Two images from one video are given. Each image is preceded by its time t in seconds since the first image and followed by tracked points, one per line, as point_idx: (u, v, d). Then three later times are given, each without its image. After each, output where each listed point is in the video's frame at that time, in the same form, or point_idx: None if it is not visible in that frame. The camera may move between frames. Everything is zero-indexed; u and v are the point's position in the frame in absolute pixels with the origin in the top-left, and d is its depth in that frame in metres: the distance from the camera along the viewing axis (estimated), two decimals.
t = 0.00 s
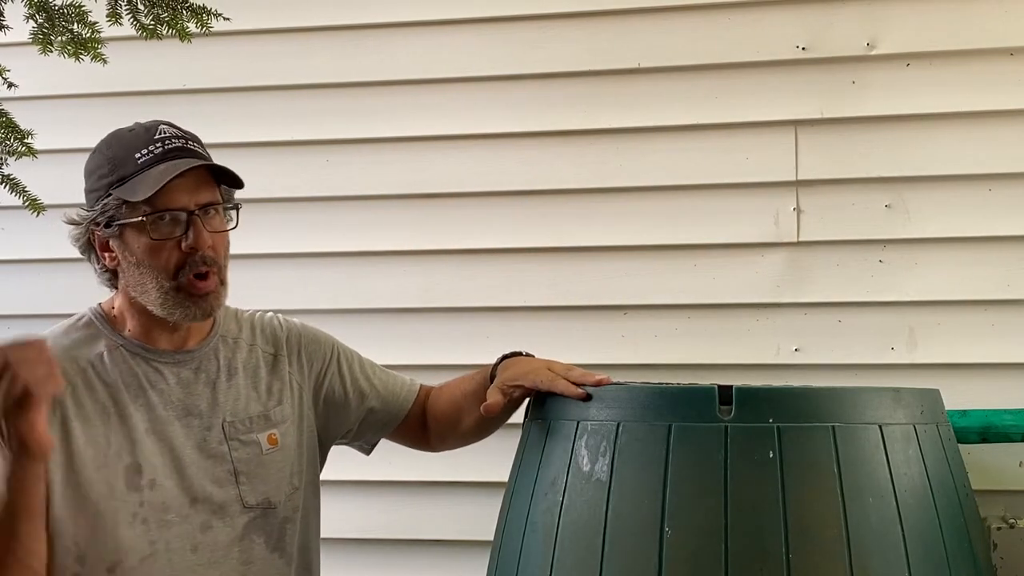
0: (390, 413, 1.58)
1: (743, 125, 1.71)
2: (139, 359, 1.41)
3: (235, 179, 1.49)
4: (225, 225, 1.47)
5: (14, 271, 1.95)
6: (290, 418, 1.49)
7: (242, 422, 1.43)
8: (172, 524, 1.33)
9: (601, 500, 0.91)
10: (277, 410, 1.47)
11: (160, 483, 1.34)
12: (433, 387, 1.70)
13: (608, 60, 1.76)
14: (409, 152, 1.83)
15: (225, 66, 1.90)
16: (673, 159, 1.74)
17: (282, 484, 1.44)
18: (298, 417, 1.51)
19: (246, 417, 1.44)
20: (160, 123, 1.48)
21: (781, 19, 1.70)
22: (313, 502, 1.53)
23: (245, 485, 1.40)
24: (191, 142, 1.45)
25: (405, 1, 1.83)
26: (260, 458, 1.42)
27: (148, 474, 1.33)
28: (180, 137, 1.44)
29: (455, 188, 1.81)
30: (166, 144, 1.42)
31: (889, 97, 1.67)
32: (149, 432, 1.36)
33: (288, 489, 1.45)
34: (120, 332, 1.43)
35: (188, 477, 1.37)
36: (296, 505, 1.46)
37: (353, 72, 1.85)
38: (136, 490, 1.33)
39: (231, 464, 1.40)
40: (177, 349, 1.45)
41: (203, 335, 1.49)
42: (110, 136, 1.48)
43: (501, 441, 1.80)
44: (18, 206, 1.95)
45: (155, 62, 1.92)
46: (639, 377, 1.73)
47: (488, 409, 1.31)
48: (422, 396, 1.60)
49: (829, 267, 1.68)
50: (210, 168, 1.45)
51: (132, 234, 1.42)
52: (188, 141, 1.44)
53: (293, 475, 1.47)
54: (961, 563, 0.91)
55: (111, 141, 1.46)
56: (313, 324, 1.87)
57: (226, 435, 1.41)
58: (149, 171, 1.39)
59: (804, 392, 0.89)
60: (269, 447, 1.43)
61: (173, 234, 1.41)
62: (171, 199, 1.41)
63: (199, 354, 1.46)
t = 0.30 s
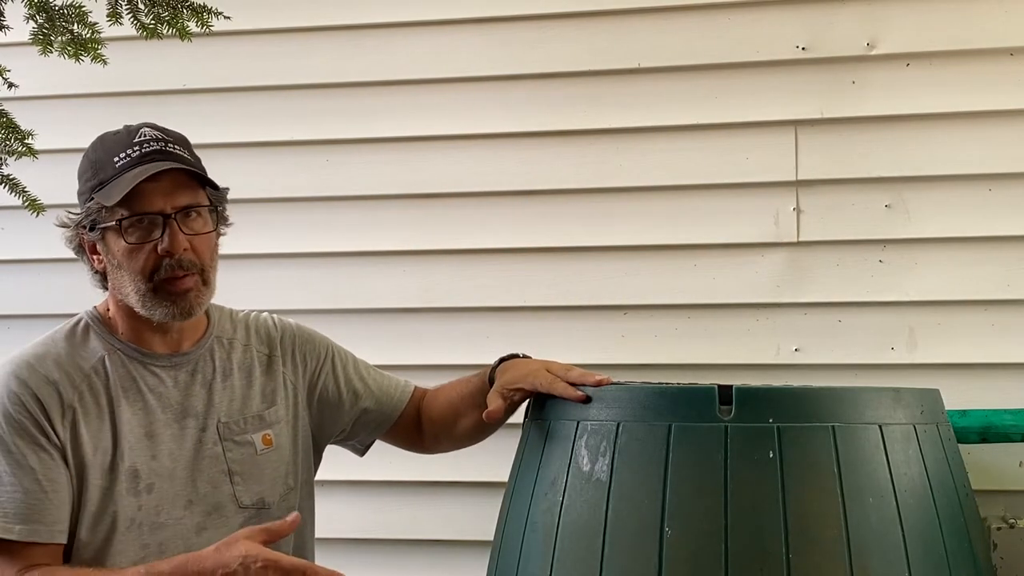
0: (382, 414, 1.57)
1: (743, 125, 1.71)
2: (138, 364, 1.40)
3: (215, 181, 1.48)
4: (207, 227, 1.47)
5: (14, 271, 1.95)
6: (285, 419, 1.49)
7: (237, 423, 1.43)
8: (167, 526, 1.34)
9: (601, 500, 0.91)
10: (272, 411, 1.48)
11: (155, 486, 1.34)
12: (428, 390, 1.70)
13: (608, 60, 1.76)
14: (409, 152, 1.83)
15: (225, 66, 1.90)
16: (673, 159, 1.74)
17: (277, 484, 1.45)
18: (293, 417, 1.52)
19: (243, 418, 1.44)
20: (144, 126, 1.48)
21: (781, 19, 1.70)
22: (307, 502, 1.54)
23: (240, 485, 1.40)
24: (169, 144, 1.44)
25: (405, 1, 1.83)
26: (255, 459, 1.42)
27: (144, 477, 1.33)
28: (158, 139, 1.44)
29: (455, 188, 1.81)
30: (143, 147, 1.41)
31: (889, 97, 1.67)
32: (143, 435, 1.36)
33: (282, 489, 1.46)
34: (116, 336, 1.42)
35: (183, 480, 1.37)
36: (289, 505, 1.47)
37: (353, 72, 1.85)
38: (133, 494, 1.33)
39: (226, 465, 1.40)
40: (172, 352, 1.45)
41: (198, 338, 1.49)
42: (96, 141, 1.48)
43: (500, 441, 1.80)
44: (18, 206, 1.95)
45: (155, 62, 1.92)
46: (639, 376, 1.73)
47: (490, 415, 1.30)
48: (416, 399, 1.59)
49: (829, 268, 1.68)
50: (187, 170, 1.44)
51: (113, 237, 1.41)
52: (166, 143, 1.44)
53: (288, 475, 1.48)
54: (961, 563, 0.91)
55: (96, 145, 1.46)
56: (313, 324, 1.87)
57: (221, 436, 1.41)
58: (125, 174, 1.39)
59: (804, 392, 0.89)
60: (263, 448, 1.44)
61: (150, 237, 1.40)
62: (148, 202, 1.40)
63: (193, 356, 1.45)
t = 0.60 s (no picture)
0: (382, 416, 1.57)
1: (743, 125, 1.71)
2: (138, 366, 1.40)
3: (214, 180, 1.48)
4: (207, 226, 1.47)
5: (14, 270, 1.95)
6: (285, 421, 1.49)
7: (237, 425, 1.43)
8: (166, 528, 1.34)
9: (601, 501, 0.91)
10: (272, 413, 1.48)
11: (154, 489, 1.34)
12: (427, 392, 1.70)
13: (608, 60, 1.76)
14: (409, 152, 1.83)
15: (225, 66, 1.90)
16: (673, 159, 1.74)
17: (277, 487, 1.45)
18: (293, 419, 1.52)
19: (243, 420, 1.44)
20: (141, 127, 1.48)
21: (781, 19, 1.70)
22: (308, 505, 1.54)
23: (240, 487, 1.41)
24: (169, 144, 1.44)
25: (406, 1, 1.83)
26: (255, 461, 1.42)
27: (143, 480, 1.34)
28: (157, 140, 1.44)
29: (455, 188, 1.81)
30: (143, 147, 1.41)
31: (888, 97, 1.67)
32: (142, 437, 1.36)
33: (282, 491, 1.46)
34: (117, 337, 1.42)
35: (184, 483, 1.37)
36: (290, 508, 1.47)
37: (353, 72, 1.85)
38: (132, 496, 1.33)
39: (225, 467, 1.40)
40: (172, 353, 1.45)
41: (198, 339, 1.49)
42: (95, 143, 1.48)
43: (500, 441, 1.80)
44: (17, 207, 1.95)
45: (155, 63, 1.92)
46: (639, 376, 1.73)
47: (491, 413, 1.30)
48: (416, 401, 1.59)
49: (829, 268, 1.68)
50: (187, 170, 1.44)
51: (113, 238, 1.41)
52: (165, 143, 1.44)
53: (288, 477, 1.47)
54: (961, 563, 0.91)
55: (95, 147, 1.46)
56: (313, 324, 1.87)
57: (221, 438, 1.41)
58: (125, 174, 1.39)
59: (804, 392, 0.89)
60: (263, 450, 1.44)
61: (151, 237, 1.40)
62: (148, 202, 1.40)
63: (193, 358, 1.45)
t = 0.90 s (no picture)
0: (382, 417, 1.57)
1: (743, 125, 1.71)
2: (138, 367, 1.40)
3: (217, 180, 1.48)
4: (210, 227, 1.46)
5: (14, 271, 1.96)
6: (285, 421, 1.49)
7: (237, 426, 1.43)
8: (166, 528, 1.34)
9: (601, 501, 0.91)
10: (272, 413, 1.48)
11: (154, 489, 1.34)
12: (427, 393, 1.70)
13: (608, 60, 1.76)
14: (409, 152, 1.83)
15: (225, 66, 1.90)
16: (673, 159, 1.74)
17: (277, 487, 1.45)
18: (293, 419, 1.52)
19: (243, 421, 1.44)
20: (145, 127, 1.47)
21: (781, 19, 1.70)
22: (308, 506, 1.54)
23: (240, 488, 1.41)
24: (173, 145, 1.44)
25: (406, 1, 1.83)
26: (255, 462, 1.42)
27: (143, 480, 1.34)
28: (161, 140, 1.43)
29: (455, 188, 1.81)
30: (146, 147, 1.41)
31: (888, 97, 1.67)
32: (142, 438, 1.36)
33: (283, 492, 1.46)
34: (118, 337, 1.42)
35: (184, 484, 1.37)
36: (290, 509, 1.47)
37: (353, 72, 1.85)
38: (132, 497, 1.33)
39: (225, 467, 1.40)
40: (172, 353, 1.45)
41: (199, 339, 1.49)
42: (98, 143, 1.47)
43: (500, 441, 1.80)
44: (17, 207, 1.95)
45: (155, 62, 1.92)
46: (639, 376, 1.73)
47: (491, 412, 1.30)
48: (416, 402, 1.59)
49: (829, 268, 1.68)
50: (191, 171, 1.44)
51: (116, 238, 1.40)
52: (170, 145, 1.43)
53: (288, 478, 1.47)
54: (961, 564, 0.91)
55: (98, 147, 1.46)
56: (313, 324, 1.87)
57: (221, 439, 1.41)
58: (129, 175, 1.39)
59: (804, 392, 0.89)
60: (263, 451, 1.44)
61: (154, 238, 1.40)
62: (151, 203, 1.40)
63: (194, 359, 1.45)
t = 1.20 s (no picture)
0: (383, 417, 1.57)
1: (743, 125, 1.71)
2: (138, 367, 1.40)
3: (223, 184, 1.48)
4: (214, 230, 1.47)
5: (15, 271, 1.96)
6: (285, 422, 1.49)
7: (238, 426, 1.43)
8: (166, 529, 1.34)
9: (601, 501, 0.91)
10: (272, 413, 1.48)
11: (155, 489, 1.34)
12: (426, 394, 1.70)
13: (608, 60, 1.76)
14: (410, 152, 1.83)
15: (226, 66, 1.90)
16: (673, 159, 1.74)
17: (277, 487, 1.45)
18: (293, 419, 1.52)
19: (244, 421, 1.44)
20: (150, 129, 1.47)
21: (781, 18, 1.70)
22: (308, 506, 1.53)
23: (240, 488, 1.41)
24: (178, 148, 1.44)
25: (406, 2, 1.83)
26: (255, 462, 1.42)
27: (144, 481, 1.34)
28: (167, 143, 1.44)
29: (455, 188, 1.81)
30: (153, 150, 1.41)
31: (889, 97, 1.67)
32: (142, 439, 1.36)
33: (283, 492, 1.46)
34: (120, 338, 1.42)
35: (184, 484, 1.37)
36: (290, 509, 1.47)
37: (353, 72, 1.85)
38: (132, 497, 1.33)
39: (225, 468, 1.40)
40: (173, 354, 1.45)
41: (199, 340, 1.48)
42: (102, 143, 1.47)
43: (500, 441, 1.80)
44: (17, 207, 1.96)
45: (155, 63, 1.92)
46: (639, 376, 1.73)
47: (491, 411, 1.30)
48: (416, 402, 1.59)
49: (829, 268, 1.68)
50: (196, 174, 1.44)
51: (120, 240, 1.40)
52: (175, 147, 1.44)
53: (289, 478, 1.47)
54: (961, 564, 0.91)
55: (102, 147, 1.46)
56: (314, 324, 1.87)
57: (221, 439, 1.41)
58: (134, 177, 1.39)
59: (804, 391, 0.89)
60: (263, 451, 1.44)
61: (159, 240, 1.40)
62: (156, 206, 1.40)
63: (194, 360, 1.45)
